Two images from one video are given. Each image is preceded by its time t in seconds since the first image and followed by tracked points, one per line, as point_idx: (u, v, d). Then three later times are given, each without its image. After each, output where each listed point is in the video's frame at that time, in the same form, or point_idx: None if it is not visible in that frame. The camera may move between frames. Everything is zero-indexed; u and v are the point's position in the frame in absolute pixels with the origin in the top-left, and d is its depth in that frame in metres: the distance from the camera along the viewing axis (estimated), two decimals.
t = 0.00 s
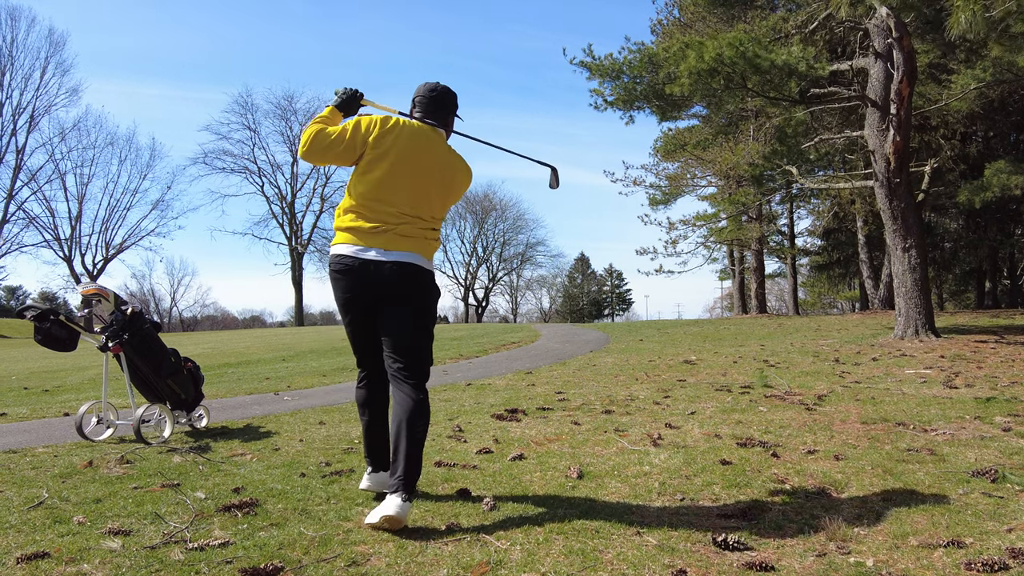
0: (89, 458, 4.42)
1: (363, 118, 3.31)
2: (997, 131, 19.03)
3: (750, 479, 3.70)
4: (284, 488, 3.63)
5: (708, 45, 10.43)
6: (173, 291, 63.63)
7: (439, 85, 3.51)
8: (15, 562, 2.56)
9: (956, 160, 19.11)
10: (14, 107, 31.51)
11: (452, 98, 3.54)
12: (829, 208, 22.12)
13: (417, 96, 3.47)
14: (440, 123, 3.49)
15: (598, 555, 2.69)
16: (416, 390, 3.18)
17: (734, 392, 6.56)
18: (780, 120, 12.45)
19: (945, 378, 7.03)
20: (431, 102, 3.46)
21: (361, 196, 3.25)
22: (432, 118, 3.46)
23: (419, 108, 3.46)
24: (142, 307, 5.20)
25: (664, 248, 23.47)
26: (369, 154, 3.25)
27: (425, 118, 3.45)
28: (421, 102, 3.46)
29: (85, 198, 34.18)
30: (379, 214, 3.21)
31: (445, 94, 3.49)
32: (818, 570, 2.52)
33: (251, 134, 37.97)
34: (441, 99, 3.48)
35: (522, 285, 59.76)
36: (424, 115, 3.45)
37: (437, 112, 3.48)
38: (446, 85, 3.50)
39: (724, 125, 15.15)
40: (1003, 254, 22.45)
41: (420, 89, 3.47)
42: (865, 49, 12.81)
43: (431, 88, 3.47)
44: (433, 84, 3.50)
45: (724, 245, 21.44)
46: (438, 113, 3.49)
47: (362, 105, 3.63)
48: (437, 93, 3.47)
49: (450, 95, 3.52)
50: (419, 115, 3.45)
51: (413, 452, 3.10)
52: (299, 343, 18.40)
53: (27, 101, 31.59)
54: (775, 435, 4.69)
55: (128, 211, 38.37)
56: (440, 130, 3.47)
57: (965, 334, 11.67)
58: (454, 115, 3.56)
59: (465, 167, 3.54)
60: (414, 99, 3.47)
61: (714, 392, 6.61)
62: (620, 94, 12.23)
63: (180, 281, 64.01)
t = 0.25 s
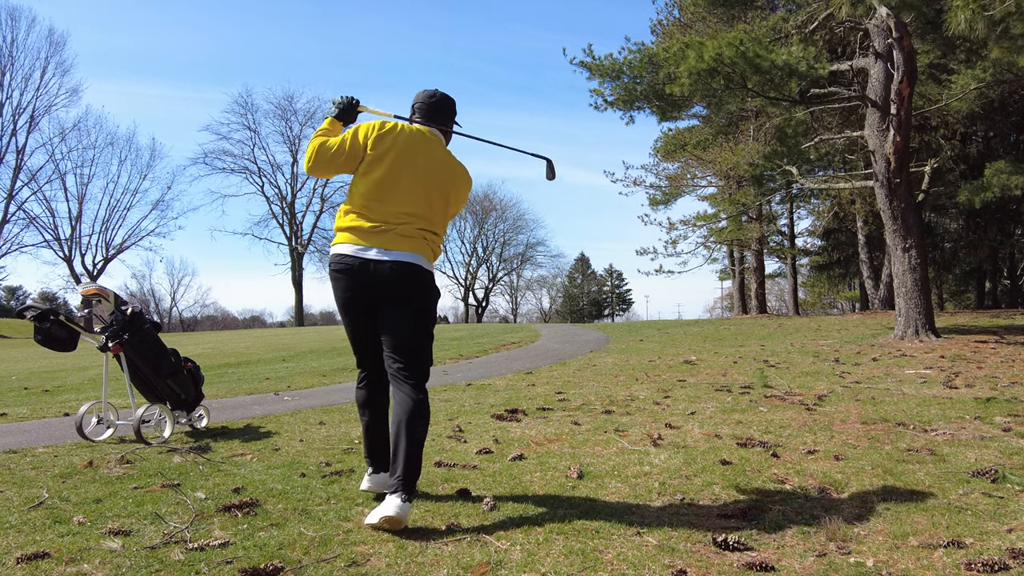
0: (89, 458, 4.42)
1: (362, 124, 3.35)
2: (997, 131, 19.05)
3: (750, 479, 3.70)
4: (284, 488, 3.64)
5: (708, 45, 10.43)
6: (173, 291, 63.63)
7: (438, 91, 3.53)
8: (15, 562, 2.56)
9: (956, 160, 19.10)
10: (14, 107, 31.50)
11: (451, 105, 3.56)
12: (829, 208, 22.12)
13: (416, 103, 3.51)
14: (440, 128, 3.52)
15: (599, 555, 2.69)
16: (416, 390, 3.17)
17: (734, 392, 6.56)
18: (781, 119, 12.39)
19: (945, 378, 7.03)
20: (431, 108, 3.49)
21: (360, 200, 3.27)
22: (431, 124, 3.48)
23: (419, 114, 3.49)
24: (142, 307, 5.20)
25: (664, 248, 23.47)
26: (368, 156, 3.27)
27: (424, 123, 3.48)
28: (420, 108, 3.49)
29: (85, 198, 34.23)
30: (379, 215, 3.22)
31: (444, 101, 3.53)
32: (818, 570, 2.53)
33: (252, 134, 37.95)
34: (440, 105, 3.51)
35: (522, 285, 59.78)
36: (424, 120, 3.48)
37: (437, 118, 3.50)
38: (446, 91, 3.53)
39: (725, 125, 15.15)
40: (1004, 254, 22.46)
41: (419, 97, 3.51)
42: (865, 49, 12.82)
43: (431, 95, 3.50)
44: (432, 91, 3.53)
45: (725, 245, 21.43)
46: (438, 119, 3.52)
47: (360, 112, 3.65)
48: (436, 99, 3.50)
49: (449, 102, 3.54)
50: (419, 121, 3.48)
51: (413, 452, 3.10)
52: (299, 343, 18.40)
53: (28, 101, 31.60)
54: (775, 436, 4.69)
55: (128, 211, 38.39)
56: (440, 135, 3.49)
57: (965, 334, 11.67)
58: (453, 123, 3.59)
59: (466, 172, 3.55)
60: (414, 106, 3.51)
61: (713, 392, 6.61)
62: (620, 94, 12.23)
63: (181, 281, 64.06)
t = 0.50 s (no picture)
0: (89, 458, 4.42)
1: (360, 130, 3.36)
2: (997, 132, 19.04)
3: (750, 479, 3.69)
4: (284, 488, 3.64)
5: (708, 45, 10.44)
6: (173, 291, 63.63)
7: (434, 94, 3.53)
8: (15, 562, 2.56)
9: (957, 160, 19.10)
10: (14, 108, 31.49)
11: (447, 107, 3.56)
12: (830, 208, 22.12)
13: (412, 106, 3.51)
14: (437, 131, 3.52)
15: (599, 555, 2.69)
16: (415, 389, 3.17)
17: (734, 392, 6.56)
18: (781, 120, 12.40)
19: (945, 378, 7.03)
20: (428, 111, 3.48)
21: (360, 204, 3.27)
22: (428, 127, 3.48)
23: (416, 116, 3.49)
24: (142, 307, 5.20)
25: (664, 248, 23.45)
26: (368, 161, 3.28)
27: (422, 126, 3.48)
28: (417, 110, 3.49)
29: (85, 198, 34.27)
30: (379, 218, 3.22)
31: (441, 103, 3.53)
32: (818, 570, 2.52)
33: (252, 134, 37.96)
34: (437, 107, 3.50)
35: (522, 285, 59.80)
36: (421, 123, 3.48)
37: (434, 120, 3.50)
38: (441, 94, 3.53)
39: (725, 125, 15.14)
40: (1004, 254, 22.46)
41: (416, 99, 3.51)
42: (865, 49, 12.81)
43: (427, 98, 3.50)
44: (428, 93, 3.53)
45: (725, 245, 21.42)
46: (436, 122, 3.52)
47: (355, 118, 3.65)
48: (433, 101, 3.50)
49: (445, 104, 3.53)
50: (416, 123, 3.48)
51: (412, 451, 3.11)
52: (300, 343, 18.40)
53: (27, 101, 31.59)
54: (775, 436, 4.69)
55: (128, 211, 38.43)
56: (437, 137, 3.49)
57: (965, 334, 11.66)
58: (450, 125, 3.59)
59: (465, 174, 3.55)
60: (411, 109, 3.51)
61: (713, 392, 6.61)
62: (620, 94, 12.24)
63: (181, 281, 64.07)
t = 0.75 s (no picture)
0: (89, 458, 4.42)
1: (357, 134, 3.35)
2: (997, 132, 19.04)
3: (750, 479, 3.69)
4: (284, 488, 3.64)
5: (709, 45, 10.44)
6: (173, 291, 63.64)
7: (427, 92, 3.53)
8: (15, 562, 2.56)
9: (957, 160, 19.10)
10: (14, 107, 31.50)
11: (441, 104, 3.55)
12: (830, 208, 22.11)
13: (407, 106, 3.51)
14: (433, 128, 3.52)
15: (598, 555, 2.69)
16: (415, 389, 3.17)
17: (734, 392, 6.55)
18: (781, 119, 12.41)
19: (946, 379, 7.03)
20: (422, 109, 3.48)
21: (360, 206, 3.27)
22: (424, 125, 3.48)
23: (411, 116, 3.49)
24: (142, 307, 5.20)
25: (664, 248, 23.41)
26: (366, 163, 3.28)
27: (417, 125, 3.48)
28: (412, 110, 3.48)
29: (85, 198, 34.30)
30: (380, 219, 3.22)
31: (435, 101, 3.53)
32: (818, 569, 2.52)
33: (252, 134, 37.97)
34: (431, 105, 3.50)
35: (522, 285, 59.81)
36: (416, 122, 3.48)
37: (429, 120, 3.51)
38: (434, 91, 3.52)
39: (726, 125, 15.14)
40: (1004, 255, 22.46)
41: (409, 98, 3.51)
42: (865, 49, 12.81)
43: (421, 96, 3.50)
44: (421, 91, 3.53)
45: (725, 245, 21.42)
46: (431, 120, 3.51)
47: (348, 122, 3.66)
48: (426, 99, 3.50)
49: (439, 101, 3.53)
50: (412, 123, 3.48)
51: (411, 450, 3.11)
52: (300, 343, 18.41)
53: (27, 101, 31.61)
54: (775, 436, 4.69)
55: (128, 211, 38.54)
56: (433, 136, 3.48)
57: (965, 334, 11.65)
58: (444, 121, 3.59)
59: (463, 171, 3.55)
60: (405, 109, 3.51)
61: (713, 392, 6.60)
62: (620, 94, 12.23)
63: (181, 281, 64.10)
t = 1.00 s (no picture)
0: (89, 458, 4.42)
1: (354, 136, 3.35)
2: (997, 132, 19.03)
3: (750, 479, 3.69)
4: (284, 488, 3.64)
5: (709, 45, 10.44)
6: (173, 291, 63.65)
7: (423, 89, 3.53)
8: (15, 562, 2.56)
9: (957, 160, 19.10)
10: (14, 108, 31.50)
11: (437, 100, 3.55)
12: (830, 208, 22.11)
13: (403, 104, 3.51)
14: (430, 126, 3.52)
15: (599, 555, 2.69)
16: (415, 388, 3.17)
17: (734, 393, 6.55)
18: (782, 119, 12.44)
19: (946, 379, 7.03)
20: (419, 108, 3.48)
21: (360, 208, 3.27)
22: (421, 123, 3.48)
23: (407, 114, 3.49)
24: (142, 307, 5.21)
25: (664, 248, 23.39)
26: (364, 163, 3.27)
27: (414, 123, 3.48)
28: (408, 108, 3.48)
29: (85, 198, 34.31)
30: (379, 219, 3.22)
31: (432, 98, 3.52)
32: (818, 570, 2.52)
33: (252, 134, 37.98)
34: (427, 102, 3.50)
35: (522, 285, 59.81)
36: (413, 120, 3.48)
37: (426, 118, 3.51)
38: (430, 88, 3.52)
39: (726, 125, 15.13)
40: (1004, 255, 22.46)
41: (405, 97, 3.51)
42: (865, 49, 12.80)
43: (417, 94, 3.50)
44: (417, 89, 3.53)
45: (725, 245, 21.43)
46: (428, 118, 3.51)
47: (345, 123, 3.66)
48: (422, 97, 3.49)
49: (435, 98, 3.53)
50: (409, 122, 3.48)
51: (411, 450, 3.11)
52: (300, 343, 18.41)
53: (27, 101, 31.62)
54: (775, 436, 4.68)
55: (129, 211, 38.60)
56: (430, 133, 3.49)
57: (965, 334, 11.66)
58: (441, 118, 3.59)
59: (461, 169, 3.55)
60: (402, 107, 3.51)
61: (713, 392, 6.60)
62: (620, 94, 12.23)
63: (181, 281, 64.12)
